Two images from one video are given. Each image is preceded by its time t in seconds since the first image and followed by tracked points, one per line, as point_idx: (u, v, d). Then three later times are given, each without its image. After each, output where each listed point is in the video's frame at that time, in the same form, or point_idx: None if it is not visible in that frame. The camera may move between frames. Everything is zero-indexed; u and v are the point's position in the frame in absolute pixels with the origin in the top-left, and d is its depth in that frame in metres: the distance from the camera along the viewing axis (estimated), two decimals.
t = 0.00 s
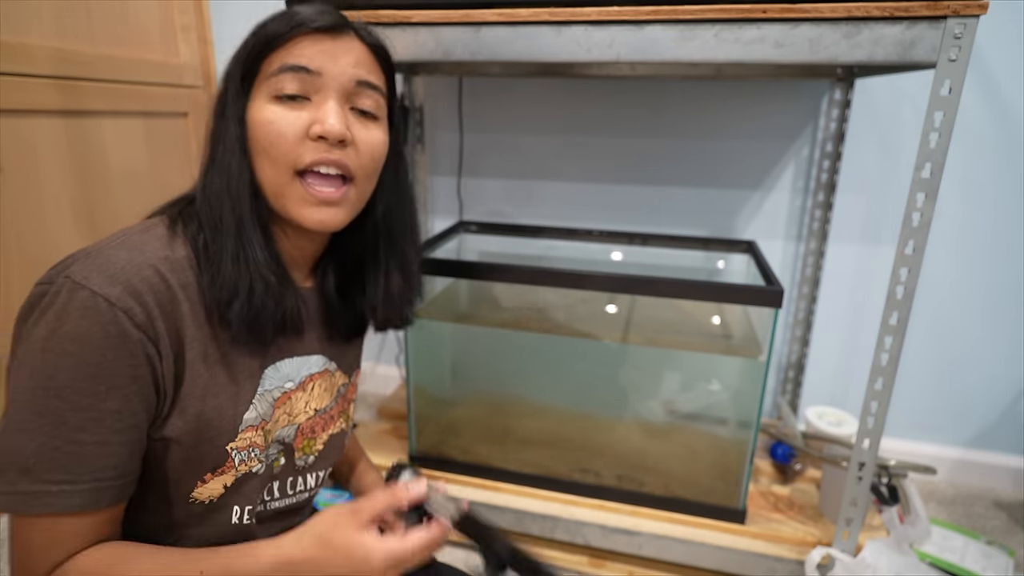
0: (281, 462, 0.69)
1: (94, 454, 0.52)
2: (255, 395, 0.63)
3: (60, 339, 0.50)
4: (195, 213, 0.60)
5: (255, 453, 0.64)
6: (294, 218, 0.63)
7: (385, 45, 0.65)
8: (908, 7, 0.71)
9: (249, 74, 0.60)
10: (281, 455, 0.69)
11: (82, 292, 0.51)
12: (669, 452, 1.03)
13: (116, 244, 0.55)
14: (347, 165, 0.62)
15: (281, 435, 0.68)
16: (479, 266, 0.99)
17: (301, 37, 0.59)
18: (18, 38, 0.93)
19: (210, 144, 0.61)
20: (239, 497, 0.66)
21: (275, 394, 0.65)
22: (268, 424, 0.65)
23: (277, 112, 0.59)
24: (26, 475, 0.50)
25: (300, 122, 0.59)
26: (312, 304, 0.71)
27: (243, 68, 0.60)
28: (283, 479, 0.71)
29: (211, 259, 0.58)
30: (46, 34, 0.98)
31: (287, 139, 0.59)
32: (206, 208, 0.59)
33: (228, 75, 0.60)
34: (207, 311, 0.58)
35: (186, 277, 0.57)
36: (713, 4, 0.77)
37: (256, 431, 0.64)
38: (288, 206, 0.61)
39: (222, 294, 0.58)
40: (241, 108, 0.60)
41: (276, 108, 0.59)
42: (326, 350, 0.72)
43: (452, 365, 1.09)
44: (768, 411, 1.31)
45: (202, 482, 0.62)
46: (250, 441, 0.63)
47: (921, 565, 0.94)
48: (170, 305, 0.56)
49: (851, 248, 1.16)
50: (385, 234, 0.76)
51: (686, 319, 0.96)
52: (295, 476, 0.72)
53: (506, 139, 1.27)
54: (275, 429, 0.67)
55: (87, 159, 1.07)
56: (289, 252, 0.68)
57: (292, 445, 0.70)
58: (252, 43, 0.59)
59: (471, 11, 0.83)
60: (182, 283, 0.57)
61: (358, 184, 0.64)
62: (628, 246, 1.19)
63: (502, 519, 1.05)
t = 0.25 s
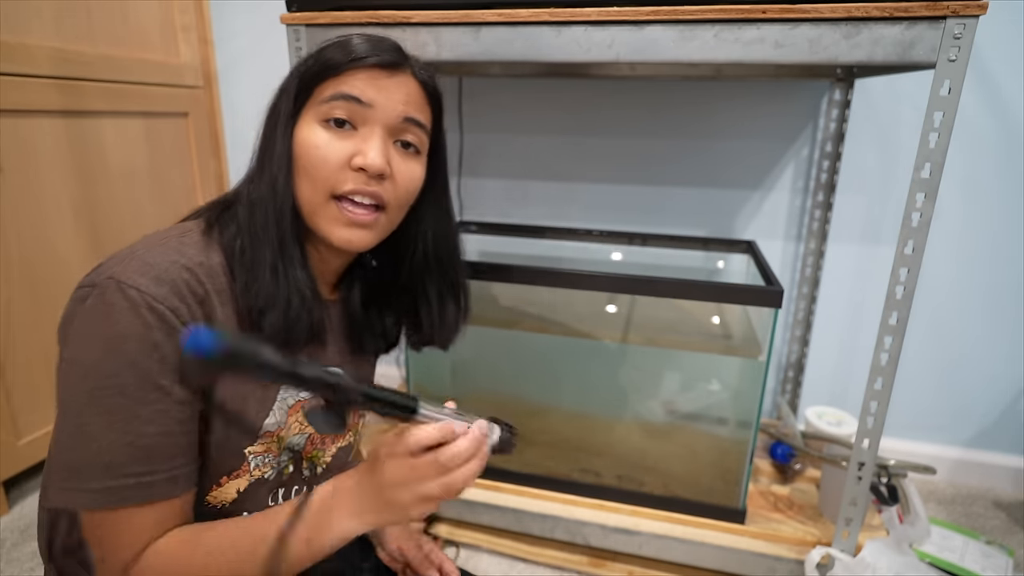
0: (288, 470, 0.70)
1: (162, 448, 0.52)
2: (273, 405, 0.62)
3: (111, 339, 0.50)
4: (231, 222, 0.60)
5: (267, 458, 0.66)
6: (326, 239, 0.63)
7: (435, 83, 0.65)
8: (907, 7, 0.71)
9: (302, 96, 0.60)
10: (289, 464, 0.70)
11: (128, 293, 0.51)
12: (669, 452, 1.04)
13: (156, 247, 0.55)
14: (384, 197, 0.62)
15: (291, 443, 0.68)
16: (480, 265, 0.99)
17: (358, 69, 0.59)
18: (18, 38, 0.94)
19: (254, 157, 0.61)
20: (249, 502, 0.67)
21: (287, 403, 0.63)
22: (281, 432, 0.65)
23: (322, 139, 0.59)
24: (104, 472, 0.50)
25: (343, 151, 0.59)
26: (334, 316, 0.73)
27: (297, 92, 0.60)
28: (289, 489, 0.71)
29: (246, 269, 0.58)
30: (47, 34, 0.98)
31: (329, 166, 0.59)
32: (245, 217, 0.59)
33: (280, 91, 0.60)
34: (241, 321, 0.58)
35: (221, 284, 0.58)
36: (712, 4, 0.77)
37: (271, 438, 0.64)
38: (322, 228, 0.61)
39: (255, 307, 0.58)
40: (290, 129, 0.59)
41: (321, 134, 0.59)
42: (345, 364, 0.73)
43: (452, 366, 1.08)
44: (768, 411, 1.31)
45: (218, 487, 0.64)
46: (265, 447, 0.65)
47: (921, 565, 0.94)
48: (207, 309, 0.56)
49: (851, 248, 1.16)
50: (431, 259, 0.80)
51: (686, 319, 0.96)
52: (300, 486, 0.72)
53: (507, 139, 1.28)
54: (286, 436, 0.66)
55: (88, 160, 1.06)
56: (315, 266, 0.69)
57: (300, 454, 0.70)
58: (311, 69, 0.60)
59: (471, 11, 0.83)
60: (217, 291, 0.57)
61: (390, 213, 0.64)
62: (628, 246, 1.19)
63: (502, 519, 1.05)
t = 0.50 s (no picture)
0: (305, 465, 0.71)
1: (235, 424, 0.53)
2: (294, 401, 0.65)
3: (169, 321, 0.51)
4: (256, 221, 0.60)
5: (291, 452, 0.68)
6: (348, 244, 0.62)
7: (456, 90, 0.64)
8: (907, 7, 0.71)
9: (325, 101, 0.59)
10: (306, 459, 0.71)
11: (179, 277, 0.52)
12: (669, 452, 1.04)
13: (190, 237, 0.56)
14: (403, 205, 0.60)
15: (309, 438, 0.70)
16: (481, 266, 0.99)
17: (381, 78, 0.58)
18: (18, 38, 0.94)
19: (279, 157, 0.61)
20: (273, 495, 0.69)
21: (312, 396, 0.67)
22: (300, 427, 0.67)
23: (344, 147, 0.58)
24: (186, 450, 0.51)
25: (364, 160, 0.58)
26: (355, 316, 0.73)
27: (319, 97, 0.59)
28: (305, 483, 0.73)
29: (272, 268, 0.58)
30: (47, 34, 0.98)
31: (350, 175, 0.58)
32: (270, 217, 0.59)
33: (303, 93, 0.60)
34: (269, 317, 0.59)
35: (249, 278, 0.58)
36: (712, 4, 0.77)
37: (293, 433, 0.67)
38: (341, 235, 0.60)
39: (283, 307, 0.58)
40: (313, 134, 0.59)
41: (343, 142, 0.58)
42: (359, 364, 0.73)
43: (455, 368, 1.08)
44: (768, 411, 1.31)
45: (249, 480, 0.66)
46: (289, 442, 0.67)
47: (921, 565, 0.94)
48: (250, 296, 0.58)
49: (851, 248, 1.16)
50: (454, 260, 0.79)
51: (686, 319, 0.96)
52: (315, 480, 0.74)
53: (507, 139, 1.28)
54: (302, 432, 0.69)
55: (88, 160, 1.07)
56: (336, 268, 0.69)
57: (315, 449, 0.72)
58: (335, 75, 0.58)
59: (471, 11, 0.83)
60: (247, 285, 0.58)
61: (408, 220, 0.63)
62: (628, 246, 1.19)
63: (502, 519, 1.05)
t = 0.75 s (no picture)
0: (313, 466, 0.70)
1: (249, 411, 0.52)
2: (300, 398, 0.65)
3: (177, 311, 0.51)
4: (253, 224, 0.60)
5: (298, 449, 0.67)
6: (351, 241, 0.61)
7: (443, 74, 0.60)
8: (907, 7, 0.71)
9: (307, 100, 0.57)
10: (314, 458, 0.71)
11: (184, 269, 0.53)
12: (669, 452, 1.04)
13: (192, 235, 0.56)
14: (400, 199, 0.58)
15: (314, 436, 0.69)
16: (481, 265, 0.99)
17: (362, 70, 0.55)
18: (18, 38, 0.94)
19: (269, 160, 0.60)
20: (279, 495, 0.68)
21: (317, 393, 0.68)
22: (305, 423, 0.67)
23: (333, 145, 0.56)
24: (202, 438, 0.50)
25: (355, 157, 0.56)
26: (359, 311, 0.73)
27: (302, 96, 0.57)
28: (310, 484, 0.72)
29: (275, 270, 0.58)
30: (47, 34, 0.98)
31: (342, 174, 0.56)
32: (267, 218, 0.59)
33: (285, 93, 0.58)
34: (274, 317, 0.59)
35: (252, 276, 0.58)
36: (712, 4, 0.77)
37: (300, 429, 0.66)
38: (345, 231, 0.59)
39: (288, 308, 0.59)
40: (300, 135, 0.57)
41: (332, 140, 0.56)
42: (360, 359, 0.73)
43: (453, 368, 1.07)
44: (768, 411, 1.31)
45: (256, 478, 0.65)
46: (297, 437, 0.66)
47: (921, 565, 0.94)
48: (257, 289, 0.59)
49: (851, 248, 1.16)
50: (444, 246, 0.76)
51: (686, 319, 0.96)
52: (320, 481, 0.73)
53: (507, 139, 1.27)
54: (308, 432, 0.69)
55: (89, 160, 1.07)
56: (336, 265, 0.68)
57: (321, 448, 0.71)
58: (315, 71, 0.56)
59: (471, 11, 0.83)
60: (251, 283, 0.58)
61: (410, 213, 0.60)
62: (628, 246, 1.19)
63: (502, 519, 1.05)
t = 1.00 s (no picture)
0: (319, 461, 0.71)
1: (249, 414, 0.52)
2: (299, 394, 0.66)
3: (172, 318, 0.51)
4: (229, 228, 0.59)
5: (301, 446, 0.68)
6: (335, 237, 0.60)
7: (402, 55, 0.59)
8: (907, 7, 0.71)
9: (267, 100, 0.56)
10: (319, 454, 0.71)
11: (176, 277, 0.52)
12: (669, 452, 1.04)
13: (181, 241, 0.56)
14: (377, 189, 0.58)
15: (316, 432, 0.70)
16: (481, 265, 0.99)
17: (321, 62, 0.54)
18: (17, 38, 0.94)
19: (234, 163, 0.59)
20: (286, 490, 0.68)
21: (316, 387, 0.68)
22: (306, 420, 0.67)
23: (302, 143, 0.55)
24: (203, 443, 0.50)
25: (325, 154, 0.55)
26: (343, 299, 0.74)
27: (262, 95, 0.56)
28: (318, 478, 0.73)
29: (258, 273, 0.58)
30: (46, 34, 0.98)
31: (313, 171, 0.55)
32: (244, 219, 0.58)
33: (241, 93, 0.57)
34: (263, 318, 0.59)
35: (242, 279, 0.58)
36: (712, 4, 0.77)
37: (301, 425, 0.67)
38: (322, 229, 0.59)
39: (273, 310, 0.58)
40: (267, 135, 0.56)
41: (300, 138, 0.55)
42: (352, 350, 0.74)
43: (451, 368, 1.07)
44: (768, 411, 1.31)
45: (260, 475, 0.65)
46: (299, 434, 0.67)
47: (921, 565, 0.94)
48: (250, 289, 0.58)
49: (851, 248, 1.16)
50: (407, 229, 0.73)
51: (686, 319, 0.96)
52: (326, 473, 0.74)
53: (507, 139, 1.27)
54: (310, 427, 0.69)
55: (89, 160, 1.07)
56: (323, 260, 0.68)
57: (325, 442, 0.72)
58: (269, 68, 0.55)
59: (471, 11, 0.83)
60: (242, 285, 0.58)
61: (387, 202, 0.60)
62: (628, 246, 1.20)
63: (502, 519, 1.05)
